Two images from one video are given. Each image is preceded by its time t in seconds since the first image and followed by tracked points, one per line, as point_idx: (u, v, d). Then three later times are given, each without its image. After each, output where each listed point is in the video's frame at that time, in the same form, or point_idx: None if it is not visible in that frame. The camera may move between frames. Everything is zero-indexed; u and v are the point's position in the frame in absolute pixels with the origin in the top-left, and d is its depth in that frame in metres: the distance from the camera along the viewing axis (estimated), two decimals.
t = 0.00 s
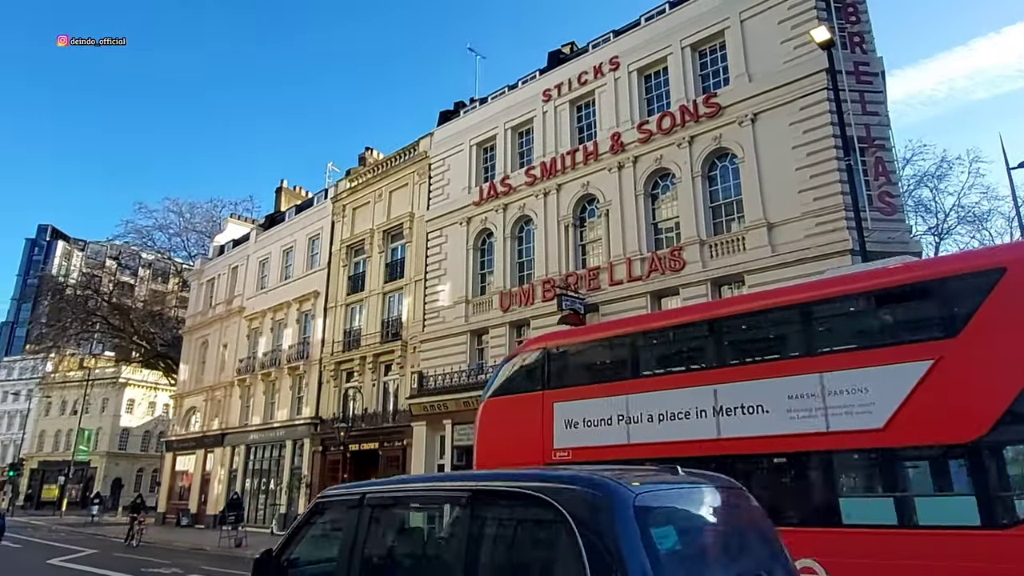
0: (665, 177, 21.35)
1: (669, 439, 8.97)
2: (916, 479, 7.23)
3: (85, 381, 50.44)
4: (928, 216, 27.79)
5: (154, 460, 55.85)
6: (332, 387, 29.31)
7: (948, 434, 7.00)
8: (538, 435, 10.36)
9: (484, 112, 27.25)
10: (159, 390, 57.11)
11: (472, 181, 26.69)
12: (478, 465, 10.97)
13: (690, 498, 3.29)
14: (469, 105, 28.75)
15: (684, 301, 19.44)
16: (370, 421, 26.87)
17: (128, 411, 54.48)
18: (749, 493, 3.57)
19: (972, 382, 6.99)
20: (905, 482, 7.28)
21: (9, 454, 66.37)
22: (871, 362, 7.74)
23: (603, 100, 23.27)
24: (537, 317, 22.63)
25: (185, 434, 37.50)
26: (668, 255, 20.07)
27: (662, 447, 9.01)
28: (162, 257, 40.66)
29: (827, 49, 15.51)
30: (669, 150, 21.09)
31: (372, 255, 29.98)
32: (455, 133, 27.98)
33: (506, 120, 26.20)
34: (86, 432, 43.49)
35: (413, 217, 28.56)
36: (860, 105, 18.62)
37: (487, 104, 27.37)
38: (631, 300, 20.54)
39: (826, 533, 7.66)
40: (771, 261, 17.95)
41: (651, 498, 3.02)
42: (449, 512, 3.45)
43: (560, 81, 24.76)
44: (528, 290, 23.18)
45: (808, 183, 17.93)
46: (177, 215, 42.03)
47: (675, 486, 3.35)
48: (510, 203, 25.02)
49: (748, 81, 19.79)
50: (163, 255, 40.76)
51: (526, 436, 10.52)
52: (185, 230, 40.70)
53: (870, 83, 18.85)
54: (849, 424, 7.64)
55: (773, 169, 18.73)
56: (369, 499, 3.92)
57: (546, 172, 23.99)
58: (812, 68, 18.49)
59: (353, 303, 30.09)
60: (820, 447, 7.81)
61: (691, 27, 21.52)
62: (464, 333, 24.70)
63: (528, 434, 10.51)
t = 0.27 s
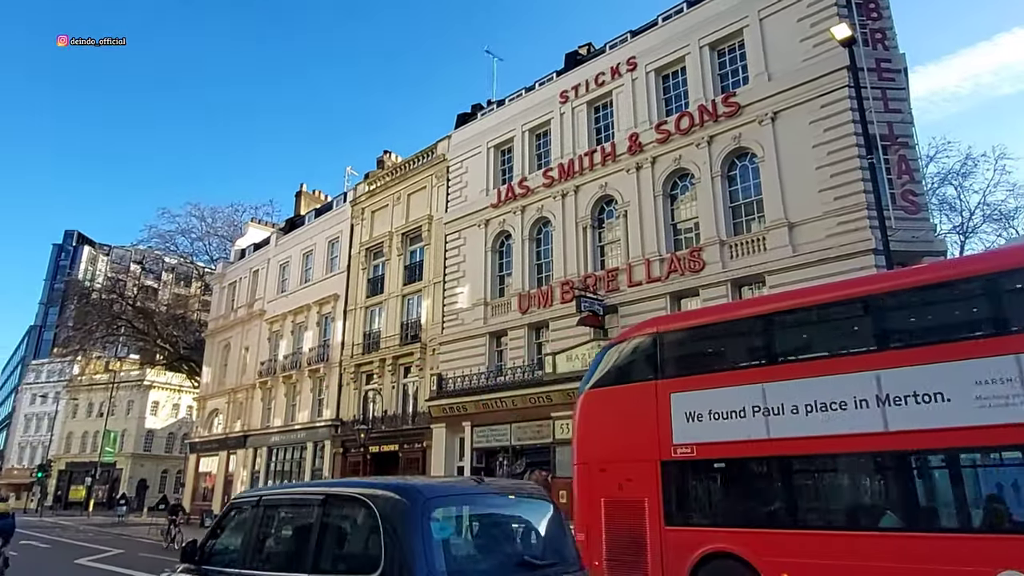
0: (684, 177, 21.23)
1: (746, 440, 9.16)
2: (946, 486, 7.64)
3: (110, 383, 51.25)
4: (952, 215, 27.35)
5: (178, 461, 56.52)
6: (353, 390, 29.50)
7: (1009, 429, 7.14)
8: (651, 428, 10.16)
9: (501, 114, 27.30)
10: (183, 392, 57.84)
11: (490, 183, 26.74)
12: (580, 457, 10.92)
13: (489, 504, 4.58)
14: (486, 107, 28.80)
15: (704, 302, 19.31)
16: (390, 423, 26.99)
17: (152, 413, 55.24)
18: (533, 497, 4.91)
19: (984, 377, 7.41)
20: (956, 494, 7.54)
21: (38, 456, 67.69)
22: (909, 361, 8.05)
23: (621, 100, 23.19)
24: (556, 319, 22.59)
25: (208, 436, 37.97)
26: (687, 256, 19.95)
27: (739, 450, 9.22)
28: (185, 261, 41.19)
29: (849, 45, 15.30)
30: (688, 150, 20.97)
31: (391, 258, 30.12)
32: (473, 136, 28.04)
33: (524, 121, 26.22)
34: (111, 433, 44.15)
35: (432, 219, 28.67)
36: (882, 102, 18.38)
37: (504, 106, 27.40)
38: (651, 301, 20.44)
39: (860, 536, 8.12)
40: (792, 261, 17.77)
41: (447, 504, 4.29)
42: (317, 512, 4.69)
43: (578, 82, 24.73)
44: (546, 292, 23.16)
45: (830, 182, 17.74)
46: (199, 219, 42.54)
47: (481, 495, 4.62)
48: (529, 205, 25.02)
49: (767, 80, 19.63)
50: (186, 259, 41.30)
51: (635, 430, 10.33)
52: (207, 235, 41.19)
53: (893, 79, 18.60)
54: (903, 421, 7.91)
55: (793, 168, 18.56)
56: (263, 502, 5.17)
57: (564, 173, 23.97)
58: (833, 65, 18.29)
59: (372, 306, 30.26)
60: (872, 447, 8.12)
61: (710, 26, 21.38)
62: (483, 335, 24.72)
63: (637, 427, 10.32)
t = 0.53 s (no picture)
0: (696, 176, 21.14)
1: (895, 431, 7.46)
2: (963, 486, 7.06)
3: (127, 384, 51.81)
4: (969, 212, 27.06)
5: (194, 461, 57.04)
6: (366, 390, 29.62)
7: None
8: (789, 418, 8.25)
9: (512, 115, 27.30)
10: (198, 393, 58.38)
11: (501, 184, 26.75)
12: (693, 451, 8.99)
13: (367, 502, 5.62)
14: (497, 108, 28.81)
15: (716, 302, 19.22)
16: (403, 423, 27.06)
17: (168, 414, 55.73)
18: (409, 495, 5.96)
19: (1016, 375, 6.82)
20: (972, 493, 6.99)
21: (57, 456, 68.59)
22: (928, 359, 7.42)
23: (632, 100, 23.13)
24: (569, 319, 22.56)
25: (223, 436, 38.26)
26: (699, 256, 19.87)
27: (888, 442, 7.51)
28: (199, 263, 41.50)
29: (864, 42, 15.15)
30: (700, 150, 20.88)
31: (403, 259, 30.20)
32: (484, 136, 28.06)
33: (535, 122, 26.20)
34: (128, 434, 44.58)
35: (443, 220, 28.72)
36: (897, 99, 18.22)
37: (515, 107, 27.39)
38: (663, 301, 20.37)
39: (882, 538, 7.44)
40: (805, 260, 17.65)
41: (330, 502, 5.30)
42: (230, 509, 5.66)
43: (589, 82, 24.69)
44: (558, 292, 23.12)
45: (843, 180, 17.61)
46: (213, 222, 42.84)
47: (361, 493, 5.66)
48: (540, 205, 25.00)
49: (780, 78, 19.51)
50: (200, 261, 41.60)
51: (766, 420, 8.38)
52: (221, 237, 41.51)
53: (907, 76, 18.44)
54: (909, 422, 7.38)
55: (807, 166, 18.44)
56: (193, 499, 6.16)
57: (576, 173, 23.94)
58: (846, 63, 18.15)
59: (385, 306, 30.36)
60: (866, 451, 7.69)
61: (722, 25, 21.27)
62: (495, 335, 24.73)
63: (769, 418, 8.37)
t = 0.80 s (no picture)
0: (701, 176, 21.10)
1: None
2: None
3: (133, 385, 51.98)
4: (975, 211, 26.95)
5: (200, 462, 57.16)
6: (371, 391, 29.66)
7: None
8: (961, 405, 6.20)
9: (517, 116, 27.30)
10: (204, 394, 58.57)
11: (506, 184, 26.77)
12: (833, 447, 6.89)
13: (286, 499, 6.59)
14: (502, 108, 28.81)
15: (721, 301, 19.18)
16: (408, 423, 27.08)
17: (174, 415, 55.93)
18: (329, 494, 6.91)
19: None
20: None
21: (64, 457, 68.83)
22: None
23: (637, 100, 23.11)
24: (573, 320, 22.55)
25: (229, 437, 38.38)
26: (704, 255, 19.83)
27: None
28: (205, 264, 41.63)
29: (869, 41, 15.10)
30: (704, 149, 20.84)
31: (408, 259, 30.24)
32: (489, 137, 28.05)
33: (540, 122, 26.19)
34: (134, 435, 44.75)
35: (448, 221, 28.75)
36: (903, 98, 18.16)
37: (519, 107, 27.40)
38: (668, 301, 20.35)
39: None
40: (811, 260, 17.60)
41: (250, 501, 6.27)
42: (169, 507, 6.57)
43: (593, 82, 24.67)
44: (563, 292, 23.11)
45: (849, 179, 17.55)
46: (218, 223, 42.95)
47: (281, 492, 6.63)
48: (545, 205, 24.98)
49: (785, 77, 19.47)
50: (205, 262, 41.74)
51: (938, 406, 6.33)
52: (226, 238, 41.62)
53: (913, 75, 18.37)
54: None
55: (812, 165, 18.38)
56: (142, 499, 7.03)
57: (580, 173, 23.93)
58: (852, 61, 18.08)
59: (390, 307, 30.40)
60: None
61: (727, 24, 21.22)
62: (500, 335, 24.74)
63: (935, 405, 6.34)
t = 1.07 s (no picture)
0: (704, 176, 21.10)
1: None
2: None
3: (136, 387, 52.05)
4: (979, 211, 26.90)
5: (203, 464, 57.19)
6: (374, 392, 29.68)
7: None
8: None
9: (519, 116, 27.31)
10: (207, 395, 58.66)
11: (508, 185, 26.79)
12: (1016, 434, 5.09)
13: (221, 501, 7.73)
14: (504, 109, 28.81)
15: (724, 302, 19.18)
16: (411, 424, 27.10)
17: (177, 416, 56.04)
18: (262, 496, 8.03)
19: None
20: None
21: (67, 459, 68.97)
22: None
23: (639, 100, 23.12)
24: (576, 320, 22.55)
25: (232, 439, 38.43)
26: (707, 255, 19.82)
27: None
28: (208, 266, 41.72)
29: (872, 41, 15.08)
30: (707, 149, 20.83)
31: (410, 260, 30.27)
32: (491, 138, 28.07)
33: (542, 122, 26.20)
34: (138, 436, 44.85)
35: (450, 222, 28.77)
36: (905, 98, 18.13)
37: (522, 108, 27.41)
38: (671, 301, 20.34)
39: None
40: (814, 260, 17.58)
41: (188, 503, 7.39)
42: (122, 508, 7.64)
43: (595, 82, 24.68)
44: (566, 293, 23.12)
45: (851, 179, 17.53)
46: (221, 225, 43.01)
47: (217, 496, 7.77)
48: (547, 206, 24.99)
49: (787, 77, 19.46)
50: (208, 264, 41.83)
51: None
52: (229, 240, 41.64)
53: (915, 74, 18.35)
54: None
55: (815, 165, 18.36)
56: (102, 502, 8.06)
57: (582, 174, 23.93)
58: (854, 61, 18.06)
59: (393, 308, 30.42)
60: None
61: (729, 24, 21.22)
62: (503, 336, 24.75)
63: None
